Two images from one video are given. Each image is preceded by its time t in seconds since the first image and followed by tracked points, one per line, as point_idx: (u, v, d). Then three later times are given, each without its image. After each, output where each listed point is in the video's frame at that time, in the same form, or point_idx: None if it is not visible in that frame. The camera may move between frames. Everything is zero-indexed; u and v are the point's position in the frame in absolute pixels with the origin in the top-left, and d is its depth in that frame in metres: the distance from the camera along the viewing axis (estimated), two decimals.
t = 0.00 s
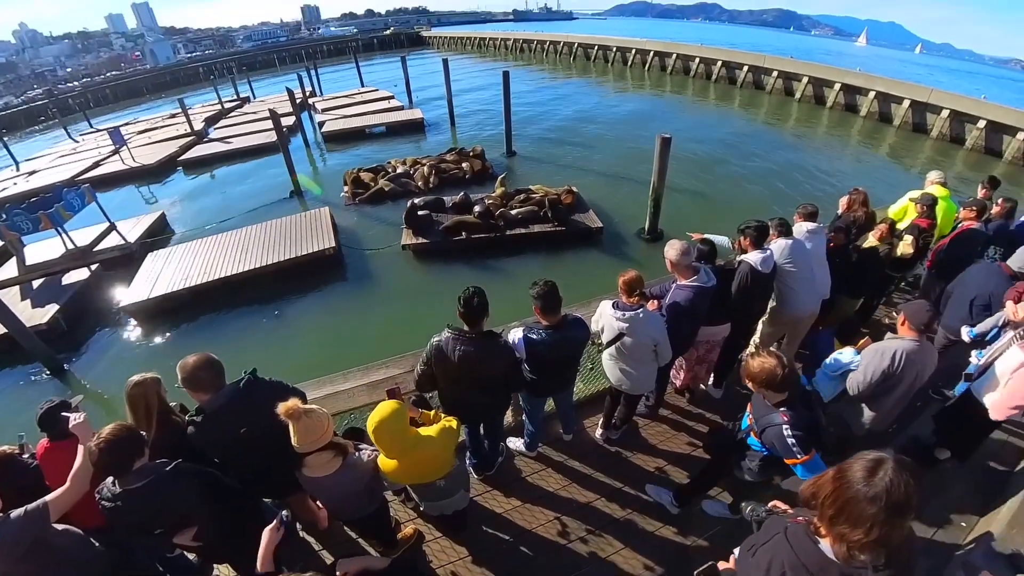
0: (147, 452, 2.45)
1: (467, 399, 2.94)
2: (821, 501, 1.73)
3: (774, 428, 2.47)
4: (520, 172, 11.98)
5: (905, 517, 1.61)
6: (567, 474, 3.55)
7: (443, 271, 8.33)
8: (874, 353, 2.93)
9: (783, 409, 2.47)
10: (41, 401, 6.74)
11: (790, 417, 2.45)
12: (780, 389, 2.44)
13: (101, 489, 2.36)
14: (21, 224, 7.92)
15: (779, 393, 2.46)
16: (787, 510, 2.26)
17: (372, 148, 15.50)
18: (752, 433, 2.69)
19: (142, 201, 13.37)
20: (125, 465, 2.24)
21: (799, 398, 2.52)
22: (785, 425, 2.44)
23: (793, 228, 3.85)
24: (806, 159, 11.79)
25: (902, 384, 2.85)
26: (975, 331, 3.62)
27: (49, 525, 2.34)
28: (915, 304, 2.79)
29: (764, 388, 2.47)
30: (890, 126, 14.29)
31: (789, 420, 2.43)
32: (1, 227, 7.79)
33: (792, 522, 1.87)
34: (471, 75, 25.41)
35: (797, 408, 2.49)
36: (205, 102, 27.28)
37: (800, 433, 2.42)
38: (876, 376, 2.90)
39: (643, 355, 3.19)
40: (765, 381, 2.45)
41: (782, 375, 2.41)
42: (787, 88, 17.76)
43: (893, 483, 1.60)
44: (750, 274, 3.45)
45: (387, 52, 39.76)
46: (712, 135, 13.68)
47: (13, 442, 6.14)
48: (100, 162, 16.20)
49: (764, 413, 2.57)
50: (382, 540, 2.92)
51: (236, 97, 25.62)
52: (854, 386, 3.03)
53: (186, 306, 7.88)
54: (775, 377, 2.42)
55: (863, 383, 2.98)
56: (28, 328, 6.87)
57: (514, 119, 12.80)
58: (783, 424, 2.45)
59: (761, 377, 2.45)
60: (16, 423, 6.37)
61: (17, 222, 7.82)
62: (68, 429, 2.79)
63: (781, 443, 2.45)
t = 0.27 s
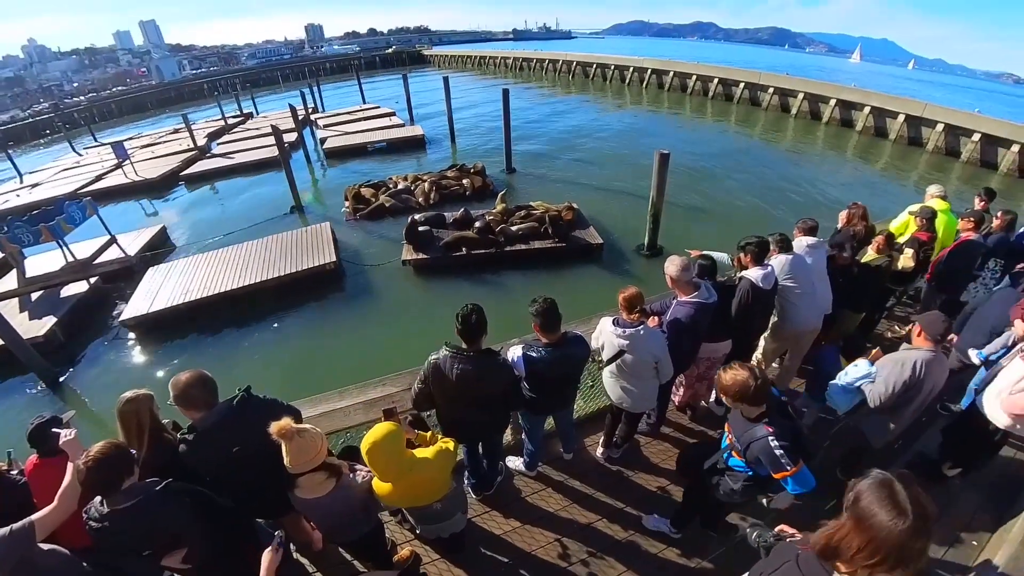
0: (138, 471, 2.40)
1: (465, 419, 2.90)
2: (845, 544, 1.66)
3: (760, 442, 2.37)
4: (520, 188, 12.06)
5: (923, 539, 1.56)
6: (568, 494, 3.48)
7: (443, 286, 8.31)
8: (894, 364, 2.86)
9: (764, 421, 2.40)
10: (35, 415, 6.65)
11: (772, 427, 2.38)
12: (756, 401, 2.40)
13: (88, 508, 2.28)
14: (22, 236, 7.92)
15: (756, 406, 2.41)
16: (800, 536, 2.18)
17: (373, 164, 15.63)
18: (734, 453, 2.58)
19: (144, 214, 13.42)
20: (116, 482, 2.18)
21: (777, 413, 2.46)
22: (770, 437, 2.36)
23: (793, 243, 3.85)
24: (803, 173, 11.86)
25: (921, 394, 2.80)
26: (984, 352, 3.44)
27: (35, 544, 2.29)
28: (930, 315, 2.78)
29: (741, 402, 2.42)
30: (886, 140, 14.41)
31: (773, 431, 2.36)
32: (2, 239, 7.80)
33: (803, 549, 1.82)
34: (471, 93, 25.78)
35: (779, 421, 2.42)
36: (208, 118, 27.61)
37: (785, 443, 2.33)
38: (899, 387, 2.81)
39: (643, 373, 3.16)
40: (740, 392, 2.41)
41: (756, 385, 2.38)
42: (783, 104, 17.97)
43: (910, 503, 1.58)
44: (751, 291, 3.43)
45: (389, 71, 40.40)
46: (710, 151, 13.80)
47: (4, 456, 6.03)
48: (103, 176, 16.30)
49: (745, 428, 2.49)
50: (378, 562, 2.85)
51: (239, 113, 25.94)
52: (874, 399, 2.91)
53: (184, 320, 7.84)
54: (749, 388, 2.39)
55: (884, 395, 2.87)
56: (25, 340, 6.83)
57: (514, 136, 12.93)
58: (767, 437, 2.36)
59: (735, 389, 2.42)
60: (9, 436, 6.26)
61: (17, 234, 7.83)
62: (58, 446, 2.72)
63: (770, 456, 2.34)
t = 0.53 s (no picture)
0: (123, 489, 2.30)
1: (461, 439, 2.84)
2: None
3: (734, 464, 2.27)
4: (521, 204, 12.11)
5: (942, 566, 1.49)
6: (567, 516, 3.38)
7: (444, 302, 8.29)
8: (917, 373, 2.84)
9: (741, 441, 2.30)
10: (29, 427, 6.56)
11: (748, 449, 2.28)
12: (735, 420, 2.28)
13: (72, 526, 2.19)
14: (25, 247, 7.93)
15: (735, 425, 2.29)
16: (812, 565, 2.05)
17: (376, 180, 15.76)
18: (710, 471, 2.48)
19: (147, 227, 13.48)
20: (100, 502, 2.10)
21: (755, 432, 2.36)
22: (745, 459, 2.26)
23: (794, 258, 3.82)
24: (802, 189, 11.90)
25: (943, 401, 2.79)
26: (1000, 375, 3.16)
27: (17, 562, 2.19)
28: (946, 324, 2.83)
29: (717, 420, 2.32)
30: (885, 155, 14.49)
31: (749, 455, 2.26)
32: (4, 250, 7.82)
33: None
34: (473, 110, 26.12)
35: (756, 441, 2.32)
36: (213, 133, 27.97)
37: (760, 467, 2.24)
38: (925, 395, 2.77)
39: (644, 392, 3.10)
40: (714, 410, 2.30)
41: (735, 404, 2.26)
42: (782, 121, 18.14)
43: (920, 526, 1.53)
44: (753, 308, 3.38)
45: (393, 89, 41.05)
46: (710, 167, 13.89)
47: None
48: (107, 189, 16.44)
49: (721, 447, 2.38)
50: None
51: (244, 128, 26.28)
52: (898, 408, 2.81)
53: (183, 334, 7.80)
54: (728, 407, 2.27)
55: (910, 404, 2.79)
56: (24, 351, 6.78)
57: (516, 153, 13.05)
58: (743, 458, 2.26)
59: (709, 406, 2.31)
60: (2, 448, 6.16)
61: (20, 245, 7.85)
62: (45, 461, 2.65)
63: (743, 480, 2.25)
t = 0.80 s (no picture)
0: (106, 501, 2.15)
1: (456, 455, 2.76)
2: None
3: (692, 483, 2.32)
4: (523, 216, 12.12)
5: None
6: (565, 535, 3.28)
7: (445, 314, 8.23)
8: (937, 385, 2.75)
9: (708, 464, 2.29)
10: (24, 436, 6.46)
11: (712, 474, 2.27)
12: (702, 440, 2.28)
13: (50, 542, 2.03)
14: (29, 255, 7.86)
15: (705, 444, 2.29)
16: None
17: (378, 192, 15.82)
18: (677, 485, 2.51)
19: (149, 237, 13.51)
20: (76, 516, 1.95)
21: (733, 454, 2.31)
22: (706, 482, 2.27)
23: (797, 269, 3.74)
24: (804, 200, 11.88)
25: (967, 410, 2.71)
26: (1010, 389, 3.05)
27: None
28: (956, 331, 2.77)
29: (686, 437, 2.34)
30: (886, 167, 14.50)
31: (708, 478, 2.27)
32: (7, 257, 7.75)
33: None
34: (475, 123, 26.34)
35: (728, 466, 2.27)
36: (219, 144, 28.21)
37: (717, 494, 2.25)
38: (949, 408, 2.67)
39: (644, 407, 3.02)
40: (681, 425, 2.34)
41: (701, 426, 2.25)
42: (783, 133, 18.19)
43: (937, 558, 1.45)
44: (756, 319, 3.30)
45: (397, 103, 41.53)
46: (711, 179, 13.91)
47: None
48: (112, 199, 16.52)
49: (689, 464, 2.41)
50: None
51: (249, 140, 26.52)
52: (926, 424, 2.72)
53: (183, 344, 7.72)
54: (693, 428, 2.26)
55: (939, 415, 2.70)
56: (24, 360, 6.73)
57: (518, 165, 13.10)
58: (704, 480, 2.28)
59: (675, 419, 2.36)
60: None
61: (23, 253, 7.81)
62: (28, 470, 2.57)
63: (699, 500, 2.29)
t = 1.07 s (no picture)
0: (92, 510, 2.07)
1: (452, 471, 2.68)
2: None
3: (649, 492, 2.17)
4: (527, 229, 12.13)
5: None
6: (565, 555, 3.17)
7: (447, 327, 8.18)
8: (949, 400, 2.65)
9: (671, 479, 2.10)
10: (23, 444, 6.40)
11: (671, 490, 2.07)
12: (672, 451, 2.10)
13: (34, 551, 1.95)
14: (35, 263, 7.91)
15: (676, 457, 2.10)
16: None
17: (383, 205, 15.90)
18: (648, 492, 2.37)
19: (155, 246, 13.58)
20: (59, 525, 1.87)
21: (706, 475, 2.09)
22: (663, 498, 2.09)
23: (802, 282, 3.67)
24: (808, 213, 11.85)
25: (982, 425, 2.61)
26: None
27: None
28: (964, 344, 2.68)
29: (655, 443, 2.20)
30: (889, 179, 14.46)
31: (664, 492, 2.09)
32: (15, 263, 7.84)
33: None
34: (480, 137, 26.58)
35: (694, 488, 2.06)
36: (226, 156, 28.54)
37: (672, 513, 2.06)
38: (963, 424, 2.57)
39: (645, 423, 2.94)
40: (650, 429, 2.20)
41: (670, 435, 2.08)
42: (786, 147, 18.23)
43: None
44: (761, 332, 3.23)
45: (403, 117, 42.05)
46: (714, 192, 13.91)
47: None
48: (120, 208, 16.67)
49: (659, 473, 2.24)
50: None
51: (256, 152, 26.83)
52: (940, 442, 2.62)
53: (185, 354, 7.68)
54: (662, 436, 2.10)
55: (954, 433, 2.59)
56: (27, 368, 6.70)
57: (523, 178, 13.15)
58: (663, 495, 2.09)
59: (646, 423, 2.23)
60: None
61: (31, 261, 7.88)
62: (15, 477, 2.45)
63: (654, 515, 2.11)
